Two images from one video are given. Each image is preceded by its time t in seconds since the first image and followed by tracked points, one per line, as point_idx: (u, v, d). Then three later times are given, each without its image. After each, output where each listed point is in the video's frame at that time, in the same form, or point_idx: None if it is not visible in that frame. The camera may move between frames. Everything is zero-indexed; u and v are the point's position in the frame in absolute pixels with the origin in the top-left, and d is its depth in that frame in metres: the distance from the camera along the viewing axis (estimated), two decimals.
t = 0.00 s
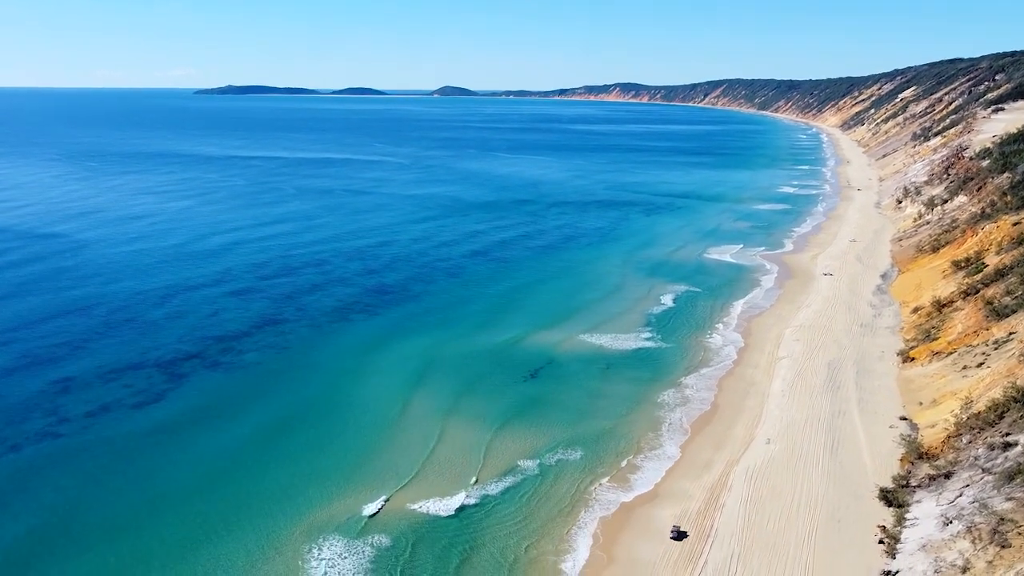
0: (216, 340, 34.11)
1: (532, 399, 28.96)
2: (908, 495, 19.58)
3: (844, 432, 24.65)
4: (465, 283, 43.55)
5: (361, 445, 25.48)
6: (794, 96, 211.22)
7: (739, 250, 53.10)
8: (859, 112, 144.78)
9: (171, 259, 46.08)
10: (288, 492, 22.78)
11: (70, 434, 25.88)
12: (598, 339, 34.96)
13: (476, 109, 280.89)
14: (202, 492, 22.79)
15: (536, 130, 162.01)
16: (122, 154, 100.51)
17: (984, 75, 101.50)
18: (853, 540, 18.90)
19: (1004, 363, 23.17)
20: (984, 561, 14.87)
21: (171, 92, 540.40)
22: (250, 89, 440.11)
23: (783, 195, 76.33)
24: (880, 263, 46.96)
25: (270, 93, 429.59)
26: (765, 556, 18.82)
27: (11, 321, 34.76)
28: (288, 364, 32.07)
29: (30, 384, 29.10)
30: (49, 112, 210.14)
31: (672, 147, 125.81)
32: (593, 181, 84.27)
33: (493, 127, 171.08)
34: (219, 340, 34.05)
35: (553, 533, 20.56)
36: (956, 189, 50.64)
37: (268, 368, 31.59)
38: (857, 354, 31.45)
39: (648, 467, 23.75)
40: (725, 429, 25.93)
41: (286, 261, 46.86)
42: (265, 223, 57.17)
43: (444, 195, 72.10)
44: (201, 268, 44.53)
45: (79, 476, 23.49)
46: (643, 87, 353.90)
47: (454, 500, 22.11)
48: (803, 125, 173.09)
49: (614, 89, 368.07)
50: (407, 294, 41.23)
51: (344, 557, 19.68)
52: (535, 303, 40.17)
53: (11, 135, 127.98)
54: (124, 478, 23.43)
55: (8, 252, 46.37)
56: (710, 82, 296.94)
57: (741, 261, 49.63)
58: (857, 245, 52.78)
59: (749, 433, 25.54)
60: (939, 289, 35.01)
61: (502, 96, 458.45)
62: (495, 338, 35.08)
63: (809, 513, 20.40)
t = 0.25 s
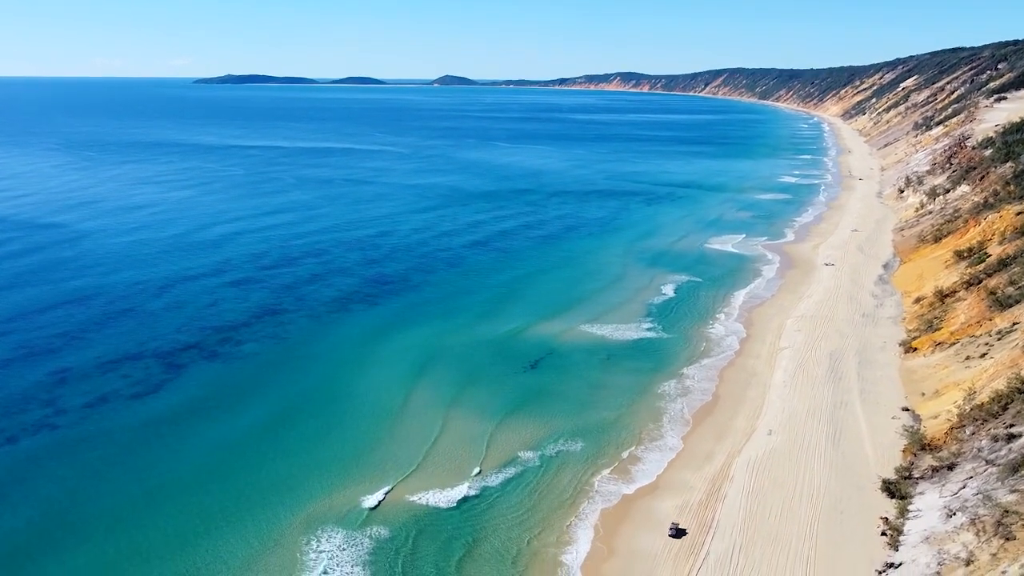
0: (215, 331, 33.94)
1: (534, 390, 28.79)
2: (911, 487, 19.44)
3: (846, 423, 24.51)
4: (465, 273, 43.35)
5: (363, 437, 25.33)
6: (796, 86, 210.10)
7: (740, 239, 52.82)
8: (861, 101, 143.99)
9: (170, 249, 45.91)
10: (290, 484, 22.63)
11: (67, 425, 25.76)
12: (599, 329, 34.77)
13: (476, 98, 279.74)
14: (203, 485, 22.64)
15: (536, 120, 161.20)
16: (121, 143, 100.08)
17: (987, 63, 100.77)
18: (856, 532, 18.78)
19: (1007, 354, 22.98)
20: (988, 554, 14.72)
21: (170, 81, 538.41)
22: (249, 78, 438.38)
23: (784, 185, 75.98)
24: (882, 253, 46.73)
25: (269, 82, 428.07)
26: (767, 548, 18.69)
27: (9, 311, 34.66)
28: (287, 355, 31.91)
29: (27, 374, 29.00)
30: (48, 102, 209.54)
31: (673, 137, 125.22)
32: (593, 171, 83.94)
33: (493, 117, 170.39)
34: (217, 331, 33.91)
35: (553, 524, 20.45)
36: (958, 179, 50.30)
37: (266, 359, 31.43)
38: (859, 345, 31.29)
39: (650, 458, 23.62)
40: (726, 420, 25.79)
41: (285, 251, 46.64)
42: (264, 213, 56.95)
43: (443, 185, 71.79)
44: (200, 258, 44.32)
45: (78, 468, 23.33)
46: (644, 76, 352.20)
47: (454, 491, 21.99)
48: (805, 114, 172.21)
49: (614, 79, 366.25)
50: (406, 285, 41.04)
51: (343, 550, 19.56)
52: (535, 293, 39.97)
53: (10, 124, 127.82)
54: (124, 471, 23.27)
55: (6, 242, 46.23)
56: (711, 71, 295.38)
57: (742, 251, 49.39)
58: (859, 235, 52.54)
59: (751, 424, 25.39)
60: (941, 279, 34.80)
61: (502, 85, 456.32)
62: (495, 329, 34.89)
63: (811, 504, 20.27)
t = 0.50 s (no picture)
0: (213, 322, 33.80)
1: (535, 381, 28.67)
2: (914, 480, 19.32)
3: (848, 415, 24.37)
4: (465, 265, 43.16)
5: (363, 429, 25.20)
6: (797, 76, 209.09)
7: (741, 230, 52.59)
8: (862, 92, 143.27)
9: (169, 240, 45.73)
10: (292, 477, 22.52)
11: (65, 417, 25.64)
12: (599, 321, 34.60)
13: (476, 89, 278.84)
14: (205, 477, 22.54)
15: (536, 110, 160.54)
16: (120, 133, 99.68)
17: (990, 53, 100.14)
18: (858, 524, 18.68)
19: (1010, 346, 22.83)
20: (992, 547, 14.60)
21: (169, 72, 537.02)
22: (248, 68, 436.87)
23: (785, 176, 75.63)
24: (884, 244, 46.50)
25: (269, 72, 426.85)
26: (768, 541, 18.58)
27: (7, 302, 34.52)
28: (285, 347, 31.75)
29: (24, 366, 28.88)
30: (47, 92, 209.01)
31: (674, 128, 124.66)
32: (594, 161, 83.58)
33: (493, 108, 169.75)
34: (216, 322, 33.77)
35: (554, 517, 20.36)
36: (961, 169, 50.00)
37: (265, 351, 31.29)
38: (861, 336, 31.13)
39: (650, 450, 23.50)
40: (727, 412, 25.65)
41: (284, 242, 46.48)
42: (263, 204, 56.71)
43: (443, 176, 71.49)
44: (198, 249, 44.14)
45: (79, 462, 23.16)
46: (644, 67, 350.56)
47: (454, 484, 21.89)
48: (805, 105, 171.39)
49: (614, 69, 364.61)
50: (406, 276, 40.86)
51: (342, 543, 19.45)
52: (535, 285, 39.78)
53: (9, 115, 127.49)
54: (125, 464, 23.14)
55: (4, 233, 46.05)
56: (712, 61, 293.99)
57: (743, 242, 49.17)
58: (860, 226, 52.28)
59: (752, 416, 25.25)
60: (943, 270, 34.59)
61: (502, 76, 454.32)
62: (495, 320, 34.72)
63: (813, 497, 20.15)
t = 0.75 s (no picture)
0: (211, 313, 33.61)
1: (537, 372, 28.47)
2: (917, 472, 19.19)
3: (850, 406, 24.20)
4: (464, 255, 42.91)
5: (364, 421, 25.02)
6: (798, 65, 207.87)
7: (743, 220, 52.28)
8: (863, 81, 142.39)
9: (167, 230, 45.48)
10: (293, 469, 22.35)
11: (62, 408, 25.48)
12: (599, 311, 34.38)
13: (476, 77, 277.57)
14: (205, 470, 22.37)
15: (536, 100, 159.63)
16: (118, 123, 99.08)
17: (992, 42, 99.37)
18: (860, 516, 18.55)
19: (1014, 336, 22.64)
20: (996, 540, 14.46)
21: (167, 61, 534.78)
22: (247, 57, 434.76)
23: (786, 165, 75.21)
24: (885, 234, 46.23)
25: (267, 61, 424.68)
26: (770, 533, 18.45)
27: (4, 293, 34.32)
28: (283, 338, 31.56)
29: (21, 357, 28.71)
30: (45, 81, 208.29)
31: (674, 117, 123.98)
32: (594, 151, 83.12)
33: (493, 97, 168.81)
34: (214, 313, 33.58)
35: (554, 509, 20.23)
36: (963, 158, 49.63)
37: (263, 342, 31.10)
38: (863, 326, 30.94)
39: (651, 441, 23.36)
40: (728, 403, 25.49)
41: (283, 232, 46.21)
42: (261, 194, 56.39)
43: (443, 165, 71.08)
44: (196, 239, 43.89)
45: (77, 454, 22.98)
46: (644, 56, 348.53)
47: (453, 476, 21.76)
48: (806, 94, 170.42)
49: (614, 59, 362.53)
50: (405, 266, 40.62)
51: (341, 535, 19.32)
52: (535, 275, 39.54)
53: (7, 104, 127.02)
54: (125, 456, 22.96)
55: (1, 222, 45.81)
56: (712, 50, 292.24)
57: (744, 232, 48.89)
58: (862, 215, 51.98)
59: (754, 407, 25.08)
60: (945, 260, 34.34)
61: (502, 65, 452.00)
62: (495, 311, 34.51)
63: (815, 489, 20.01)
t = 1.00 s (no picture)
0: (210, 304, 33.45)
1: (538, 364, 28.33)
2: (919, 464, 19.06)
3: (852, 398, 24.06)
4: (464, 246, 42.70)
5: (365, 413, 24.89)
6: (799, 55, 206.64)
7: (744, 211, 52.04)
8: (865, 71, 141.59)
9: (165, 221, 45.29)
10: (294, 461, 22.22)
11: (59, 400, 25.35)
12: (599, 303, 34.20)
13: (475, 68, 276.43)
14: (206, 463, 22.24)
15: (535, 90, 158.83)
16: (116, 113, 98.57)
17: (995, 32, 98.65)
18: (862, 509, 18.45)
19: (1016, 328, 22.46)
20: (1000, 534, 14.35)
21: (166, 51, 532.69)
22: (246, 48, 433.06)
23: (787, 156, 74.80)
24: (887, 224, 46.01)
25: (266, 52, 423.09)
26: (772, 527, 18.33)
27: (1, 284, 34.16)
28: (282, 330, 31.38)
29: (18, 348, 28.59)
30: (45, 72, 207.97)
31: (675, 107, 123.36)
32: (594, 141, 82.71)
33: (492, 87, 168.02)
34: (213, 304, 33.43)
35: (554, 502, 20.10)
36: (965, 149, 49.31)
37: (261, 334, 30.93)
38: (865, 318, 30.77)
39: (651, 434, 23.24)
40: (729, 395, 25.36)
41: (282, 223, 45.98)
42: (260, 184, 56.16)
43: (442, 156, 70.72)
44: (195, 230, 43.69)
45: (76, 447, 22.83)
46: (645, 46, 346.68)
47: (451, 468, 21.63)
48: (807, 84, 169.45)
49: (615, 49, 360.77)
50: (404, 257, 40.42)
51: (340, 529, 19.22)
52: (535, 267, 39.37)
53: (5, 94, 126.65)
54: (125, 449, 22.83)
55: None
56: (713, 40, 290.70)
57: (745, 223, 48.63)
58: (863, 206, 51.72)
59: (755, 399, 24.93)
60: (948, 251, 34.13)
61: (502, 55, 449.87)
62: (495, 303, 34.32)
63: (817, 482, 19.89)
